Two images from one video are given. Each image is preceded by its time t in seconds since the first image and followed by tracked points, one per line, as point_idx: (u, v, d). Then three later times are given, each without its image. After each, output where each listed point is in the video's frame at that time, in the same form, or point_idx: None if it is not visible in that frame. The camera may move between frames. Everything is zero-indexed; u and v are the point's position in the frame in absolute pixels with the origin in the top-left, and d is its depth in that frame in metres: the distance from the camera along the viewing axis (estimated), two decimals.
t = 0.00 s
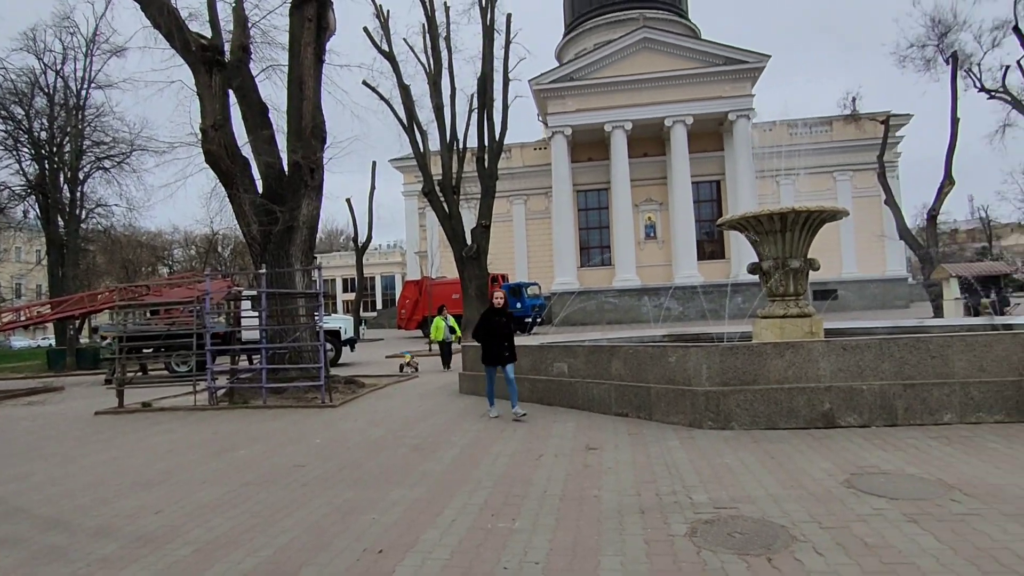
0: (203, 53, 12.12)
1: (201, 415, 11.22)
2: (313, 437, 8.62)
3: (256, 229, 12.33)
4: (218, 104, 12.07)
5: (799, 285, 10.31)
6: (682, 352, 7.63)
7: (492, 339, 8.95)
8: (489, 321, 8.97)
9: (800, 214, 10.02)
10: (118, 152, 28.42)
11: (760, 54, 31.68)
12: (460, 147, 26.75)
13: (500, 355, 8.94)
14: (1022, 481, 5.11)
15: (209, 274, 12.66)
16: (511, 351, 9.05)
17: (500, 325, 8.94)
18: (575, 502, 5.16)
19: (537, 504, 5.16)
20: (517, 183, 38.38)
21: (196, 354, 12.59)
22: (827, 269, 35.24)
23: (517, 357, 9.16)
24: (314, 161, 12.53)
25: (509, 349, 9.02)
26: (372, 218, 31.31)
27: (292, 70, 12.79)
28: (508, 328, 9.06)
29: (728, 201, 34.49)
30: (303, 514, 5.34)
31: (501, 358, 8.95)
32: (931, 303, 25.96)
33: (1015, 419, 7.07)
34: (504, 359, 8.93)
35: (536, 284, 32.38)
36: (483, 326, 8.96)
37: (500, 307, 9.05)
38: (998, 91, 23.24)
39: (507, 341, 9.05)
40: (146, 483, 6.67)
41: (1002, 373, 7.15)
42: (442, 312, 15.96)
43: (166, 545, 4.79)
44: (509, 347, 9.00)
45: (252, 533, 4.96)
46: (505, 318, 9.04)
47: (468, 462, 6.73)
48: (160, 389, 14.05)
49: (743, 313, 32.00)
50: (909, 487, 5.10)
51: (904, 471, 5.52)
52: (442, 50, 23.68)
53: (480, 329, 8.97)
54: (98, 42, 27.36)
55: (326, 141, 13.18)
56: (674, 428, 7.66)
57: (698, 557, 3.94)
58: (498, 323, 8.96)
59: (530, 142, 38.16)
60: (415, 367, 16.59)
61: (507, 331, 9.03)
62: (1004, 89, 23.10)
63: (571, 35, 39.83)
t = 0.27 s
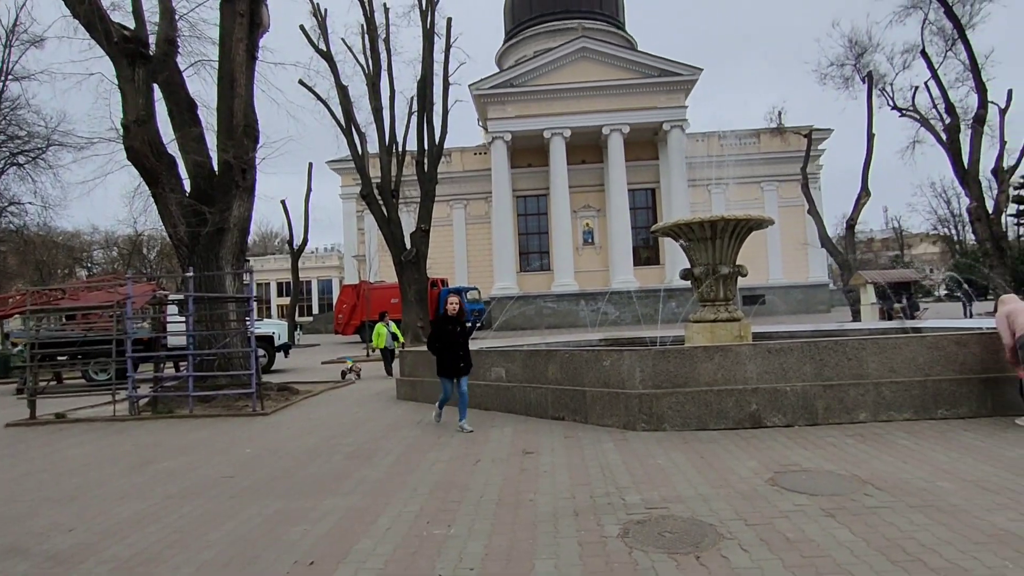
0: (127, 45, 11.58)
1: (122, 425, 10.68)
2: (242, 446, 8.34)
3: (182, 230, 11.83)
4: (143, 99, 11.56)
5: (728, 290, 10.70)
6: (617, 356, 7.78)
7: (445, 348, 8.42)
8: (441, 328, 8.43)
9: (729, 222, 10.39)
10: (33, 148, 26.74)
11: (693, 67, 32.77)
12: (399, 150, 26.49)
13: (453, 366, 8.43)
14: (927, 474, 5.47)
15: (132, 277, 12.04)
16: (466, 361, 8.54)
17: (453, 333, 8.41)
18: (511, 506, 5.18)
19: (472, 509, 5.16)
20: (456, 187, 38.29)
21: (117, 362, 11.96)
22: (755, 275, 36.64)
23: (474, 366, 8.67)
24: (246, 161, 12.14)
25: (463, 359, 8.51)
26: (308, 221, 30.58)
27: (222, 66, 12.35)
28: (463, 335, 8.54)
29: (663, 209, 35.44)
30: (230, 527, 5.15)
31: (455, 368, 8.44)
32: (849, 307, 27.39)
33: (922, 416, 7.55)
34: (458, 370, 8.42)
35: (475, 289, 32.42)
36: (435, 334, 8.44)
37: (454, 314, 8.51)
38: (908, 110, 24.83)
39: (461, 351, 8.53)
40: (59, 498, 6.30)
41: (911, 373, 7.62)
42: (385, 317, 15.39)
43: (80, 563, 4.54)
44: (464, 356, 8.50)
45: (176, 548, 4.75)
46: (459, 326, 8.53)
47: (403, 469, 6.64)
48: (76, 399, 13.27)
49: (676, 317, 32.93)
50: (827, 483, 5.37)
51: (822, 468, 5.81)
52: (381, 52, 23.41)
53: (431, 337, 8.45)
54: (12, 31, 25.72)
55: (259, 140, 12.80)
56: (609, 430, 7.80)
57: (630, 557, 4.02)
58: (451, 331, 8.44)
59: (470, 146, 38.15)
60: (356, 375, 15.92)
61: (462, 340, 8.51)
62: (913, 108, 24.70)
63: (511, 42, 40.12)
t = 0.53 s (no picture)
0: (65, 39, 11.08)
1: (58, 436, 10.19)
2: (186, 456, 8.07)
3: (123, 232, 11.38)
4: (81, 96, 11.09)
5: (679, 294, 10.91)
6: (569, 360, 7.84)
7: (409, 353, 7.69)
8: (405, 331, 7.72)
9: (680, 228, 10.60)
10: None
11: (645, 76, 33.40)
12: (352, 152, 26.13)
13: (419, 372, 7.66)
14: (865, 472, 5.68)
15: (69, 281, 11.50)
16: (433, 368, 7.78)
17: (418, 336, 7.69)
18: (463, 512, 5.16)
19: (424, 515, 5.11)
20: (411, 191, 38.01)
21: (52, 369, 11.40)
22: (705, 280, 37.49)
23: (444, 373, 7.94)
24: (191, 161, 11.77)
25: (430, 366, 7.76)
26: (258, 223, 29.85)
27: (167, 64, 11.95)
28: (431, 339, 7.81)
29: (616, 215, 35.95)
30: (172, 540, 4.97)
31: (419, 376, 7.68)
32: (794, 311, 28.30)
33: (861, 416, 7.85)
34: (423, 377, 7.67)
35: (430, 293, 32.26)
36: (399, 338, 7.72)
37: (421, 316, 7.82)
38: (848, 122, 25.86)
39: (428, 356, 7.79)
40: None
41: (850, 374, 7.91)
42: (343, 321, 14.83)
43: None
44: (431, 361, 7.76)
45: (113, 563, 4.56)
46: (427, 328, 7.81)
47: (354, 476, 6.53)
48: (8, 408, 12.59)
49: (629, 321, 33.41)
50: (772, 482, 5.52)
51: (767, 467, 5.97)
52: (334, 53, 23.10)
53: (395, 341, 7.74)
54: None
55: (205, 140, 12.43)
56: (562, 434, 7.84)
57: (581, 559, 4.05)
58: (417, 335, 7.71)
59: (425, 150, 37.94)
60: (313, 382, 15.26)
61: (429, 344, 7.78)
62: (853, 120, 25.73)
63: (466, 46, 40.14)
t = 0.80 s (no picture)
0: (12, 36, 10.70)
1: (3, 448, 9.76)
2: (140, 466, 7.82)
3: (73, 235, 11.00)
4: (31, 95, 10.74)
5: (641, 299, 11.03)
6: (533, 365, 7.87)
7: (385, 359, 7.20)
8: (381, 337, 7.22)
9: (641, 233, 10.74)
10: None
11: (608, 83, 33.80)
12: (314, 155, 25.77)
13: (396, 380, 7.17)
14: (820, 471, 5.84)
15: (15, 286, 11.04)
16: (412, 375, 7.30)
17: (395, 343, 7.19)
18: (427, 519, 5.13)
19: (386, 523, 5.06)
20: (375, 194, 37.66)
21: None
22: (667, 284, 38.04)
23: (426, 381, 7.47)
24: (146, 163, 11.43)
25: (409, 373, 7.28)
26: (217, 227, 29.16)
27: (120, 62, 11.60)
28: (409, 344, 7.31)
29: (580, 220, 36.24)
30: (125, 553, 4.82)
31: (397, 384, 7.20)
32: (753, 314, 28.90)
33: (816, 417, 8.06)
34: (403, 385, 7.19)
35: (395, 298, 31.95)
36: (373, 344, 7.24)
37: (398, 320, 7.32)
38: (803, 130, 26.57)
39: (407, 363, 7.30)
40: None
41: (806, 376, 8.13)
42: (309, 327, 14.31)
43: None
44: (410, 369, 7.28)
45: None
46: (405, 334, 7.29)
47: (316, 485, 6.42)
48: None
49: (592, 325, 33.67)
50: (731, 483, 5.62)
51: (726, 469, 6.08)
52: (295, 54, 22.77)
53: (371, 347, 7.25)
54: None
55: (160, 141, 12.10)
56: (525, 439, 7.86)
57: (544, 564, 4.07)
58: (394, 341, 7.22)
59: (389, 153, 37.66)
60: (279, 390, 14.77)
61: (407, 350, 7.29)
62: (808, 129, 26.46)
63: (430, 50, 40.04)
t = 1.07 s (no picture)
0: None
1: None
2: (95, 478, 7.58)
3: (24, 239, 10.64)
4: None
5: (607, 302, 11.12)
6: (500, 370, 7.88)
7: (362, 372, 6.59)
8: (360, 349, 6.63)
9: (607, 238, 10.84)
10: None
11: (575, 89, 34.09)
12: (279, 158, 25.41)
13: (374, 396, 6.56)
14: (781, 472, 5.96)
15: None
16: (394, 390, 6.63)
17: (375, 354, 6.59)
18: (393, 526, 5.08)
19: (351, 531, 5.01)
20: (341, 198, 37.26)
21: None
22: (633, 288, 38.44)
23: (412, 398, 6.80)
24: (101, 165, 11.10)
25: (391, 388, 6.63)
26: (177, 230, 28.48)
27: (75, 61, 11.27)
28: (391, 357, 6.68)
29: (547, 224, 36.40)
30: (79, 568, 4.66)
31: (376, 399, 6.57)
32: (717, 317, 29.37)
33: (778, 418, 8.23)
34: (382, 401, 6.54)
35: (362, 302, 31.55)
36: (352, 356, 6.67)
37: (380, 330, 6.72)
38: (764, 137, 27.17)
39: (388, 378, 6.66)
40: None
41: (768, 378, 8.30)
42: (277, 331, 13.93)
43: None
44: (392, 383, 6.64)
45: None
46: (387, 345, 6.69)
47: (279, 493, 6.31)
48: None
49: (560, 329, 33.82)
50: (695, 485, 5.70)
51: (691, 470, 6.17)
52: (259, 55, 22.44)
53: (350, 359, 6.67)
54: None
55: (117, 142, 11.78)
56: (493, 443, 7.85)
57: (510, 569, 4.07)
58: (374, 353, 6.62)
59: (355, 157, 37.32)
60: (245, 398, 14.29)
61: (389, 362, 6.67)
62: (769, 137, 27.07)
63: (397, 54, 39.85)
